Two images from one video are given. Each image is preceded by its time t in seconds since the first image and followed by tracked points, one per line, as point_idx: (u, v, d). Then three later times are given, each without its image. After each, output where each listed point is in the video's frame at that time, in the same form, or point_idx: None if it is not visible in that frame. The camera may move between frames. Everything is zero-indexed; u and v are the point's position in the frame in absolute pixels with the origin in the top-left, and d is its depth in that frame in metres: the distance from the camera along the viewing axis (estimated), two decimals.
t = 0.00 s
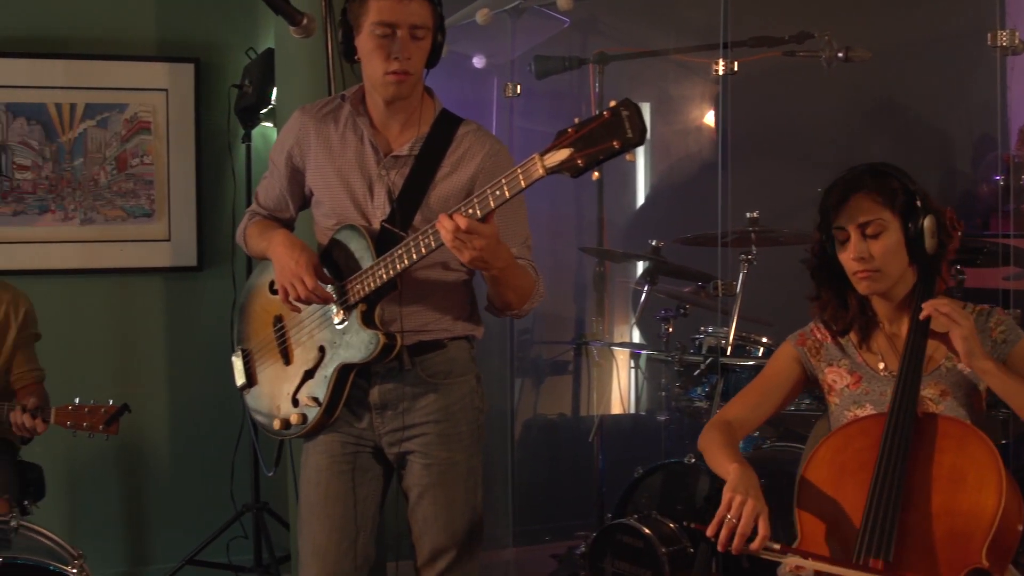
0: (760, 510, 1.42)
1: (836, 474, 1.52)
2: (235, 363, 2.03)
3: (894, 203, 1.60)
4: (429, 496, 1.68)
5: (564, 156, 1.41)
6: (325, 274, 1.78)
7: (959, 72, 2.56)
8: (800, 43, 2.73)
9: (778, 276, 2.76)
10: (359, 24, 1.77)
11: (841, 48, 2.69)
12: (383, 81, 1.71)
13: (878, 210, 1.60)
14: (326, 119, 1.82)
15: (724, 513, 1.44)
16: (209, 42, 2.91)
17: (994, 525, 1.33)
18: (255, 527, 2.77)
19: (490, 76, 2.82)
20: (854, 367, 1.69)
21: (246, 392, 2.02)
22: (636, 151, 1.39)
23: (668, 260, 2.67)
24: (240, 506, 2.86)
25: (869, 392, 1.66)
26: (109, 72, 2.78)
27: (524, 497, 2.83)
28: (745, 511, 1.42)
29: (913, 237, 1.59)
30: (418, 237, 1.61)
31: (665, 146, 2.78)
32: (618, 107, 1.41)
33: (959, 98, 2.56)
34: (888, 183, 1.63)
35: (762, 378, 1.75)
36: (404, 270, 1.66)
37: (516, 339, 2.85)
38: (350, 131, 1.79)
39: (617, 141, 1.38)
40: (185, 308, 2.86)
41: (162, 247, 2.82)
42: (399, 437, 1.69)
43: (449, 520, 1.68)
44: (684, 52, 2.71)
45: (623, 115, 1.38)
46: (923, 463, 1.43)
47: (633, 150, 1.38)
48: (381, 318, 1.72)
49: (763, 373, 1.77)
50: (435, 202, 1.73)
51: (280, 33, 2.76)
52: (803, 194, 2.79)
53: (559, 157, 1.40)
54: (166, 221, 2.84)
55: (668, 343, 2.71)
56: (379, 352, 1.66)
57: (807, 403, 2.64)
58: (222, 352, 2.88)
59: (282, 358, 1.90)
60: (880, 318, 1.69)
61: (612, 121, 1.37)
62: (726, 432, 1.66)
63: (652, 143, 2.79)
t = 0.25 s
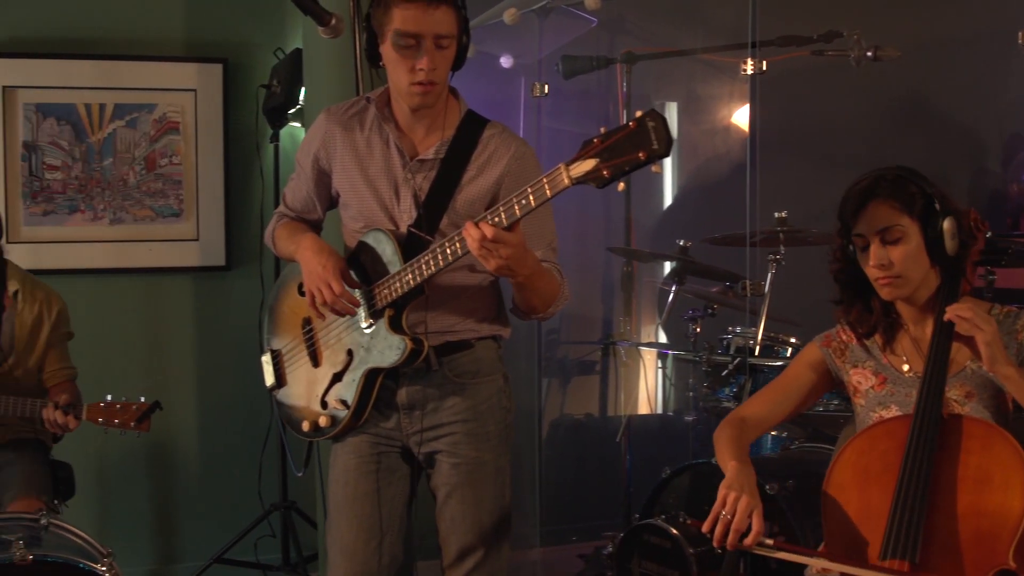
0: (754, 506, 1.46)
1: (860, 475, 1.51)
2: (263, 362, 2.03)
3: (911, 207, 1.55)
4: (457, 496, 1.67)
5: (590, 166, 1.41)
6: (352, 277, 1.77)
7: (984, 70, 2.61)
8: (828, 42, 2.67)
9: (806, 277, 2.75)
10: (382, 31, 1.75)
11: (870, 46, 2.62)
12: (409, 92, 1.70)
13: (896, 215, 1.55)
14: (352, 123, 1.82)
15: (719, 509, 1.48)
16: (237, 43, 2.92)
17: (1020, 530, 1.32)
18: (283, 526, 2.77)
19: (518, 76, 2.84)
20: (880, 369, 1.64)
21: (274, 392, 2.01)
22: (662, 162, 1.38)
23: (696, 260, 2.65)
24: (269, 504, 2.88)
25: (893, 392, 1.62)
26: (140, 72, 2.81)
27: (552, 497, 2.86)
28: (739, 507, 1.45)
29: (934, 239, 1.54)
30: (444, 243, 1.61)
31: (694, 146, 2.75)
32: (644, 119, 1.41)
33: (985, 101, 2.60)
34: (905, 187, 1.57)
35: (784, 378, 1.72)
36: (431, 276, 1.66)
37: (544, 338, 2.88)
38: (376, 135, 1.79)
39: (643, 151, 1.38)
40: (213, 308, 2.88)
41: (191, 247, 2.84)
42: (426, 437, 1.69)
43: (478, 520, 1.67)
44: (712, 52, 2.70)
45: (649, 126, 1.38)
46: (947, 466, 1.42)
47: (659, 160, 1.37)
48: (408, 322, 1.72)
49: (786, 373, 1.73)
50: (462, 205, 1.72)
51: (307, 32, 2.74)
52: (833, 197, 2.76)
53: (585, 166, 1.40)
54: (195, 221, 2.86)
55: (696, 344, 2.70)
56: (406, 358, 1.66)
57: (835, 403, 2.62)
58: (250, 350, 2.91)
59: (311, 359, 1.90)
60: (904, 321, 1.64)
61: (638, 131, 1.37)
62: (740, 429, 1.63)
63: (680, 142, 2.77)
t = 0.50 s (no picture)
0: (755, 497, 1.50)
1: (894, 477, 1.48)
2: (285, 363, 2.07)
3: (956, 209, 1.55)
4: (477, 496, 1.68)
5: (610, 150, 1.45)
6: (372, 274, 1.78)
7: None
8: (853, 41, 2.68)
9: (832, 278, 2.61)
10: (405, 29, 1.76)
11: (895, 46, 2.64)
12: (431, 87, 1.71)
13: (940, 217, 1.55)
14: (374, 120, 1.83)
15: (720, 499, 1.53)
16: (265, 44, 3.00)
17: None
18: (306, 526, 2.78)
19: (542, 76, 2.94)
20: (914, 368, 1.63)
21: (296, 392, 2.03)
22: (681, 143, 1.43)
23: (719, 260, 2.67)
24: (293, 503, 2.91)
25: (927, 392, 1.61)
26: (166, 73, 2.89)
27: (576, 498, 2.92)
28: (739, 498, 1.50)
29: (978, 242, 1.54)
30: (464, 238, 1.61)
31: (717, 146, 2.75)
32: (660, 104, 1.45)
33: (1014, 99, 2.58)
34: (949, 189, 1.57)
35: (812, 370, 1.74)
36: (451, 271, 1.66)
37: (567, 337, 2.98)
38: (397, 131, 1.80)
39: (662, 134, 1.42)
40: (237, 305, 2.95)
41: (214, 246, 2.92)
42: (447, 437, 1.69)
43: (498, 520, 1.68)
44: (736, 50, 2.65)
45: (666, 109, 1.42)
46: (984, 470, 1.39)
47: (678, 141, 1.42)
48: (429, 319, 1.73)
49: (814, 365, 1.76)
50: (483, 200, 1.73)
51: (331, 33, 2.77)
52: (855, 194, 2.73)
53: (606, 149, 1.44)
54: (218, 221, 2.94)
55: (719, 344, 2.67)
56: (427, 352, 1.66)
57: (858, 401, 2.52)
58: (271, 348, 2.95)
59: (332, 358, 1.91)
60: (940, 321, 1.63)
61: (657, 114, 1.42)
62: (756, 417, 1.69)
63: (701, 141, 2.78)
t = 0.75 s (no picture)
0: (743, 489, 1.46)
1: (939, 477, 1.47)
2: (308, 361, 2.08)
3: None
4: (501, 496, 1.67)
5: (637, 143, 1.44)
6: (399, 269, 1.79)
7: None
8: (881, 40, 2.53)
9: (861, 279, 2.54)
10: (430, 28, 1.77)
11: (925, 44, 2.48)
12: (456, 84, 1.71)
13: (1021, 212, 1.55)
14: (399, 117, 1.84)
15: (706, 489, 1.48)
16: (291, 43, 3.09)
17: None
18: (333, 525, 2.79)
19: (569, 74, 2.96)
20: (959, 367, 1.62)
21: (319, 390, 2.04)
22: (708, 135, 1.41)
23: (747, 259, 2.69)
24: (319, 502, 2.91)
25: (973, 393, 1.59)
26: (193, 75, 2.97)
27: (603, 497, 2.92)
28: (726, 490, 1.45)
29: None
30: (488, 233, 1.61)
31: (744, 145, 2.76)
32: (686, 97, 1.44)
33: None
34: None
35: (852, 360, 1.73)
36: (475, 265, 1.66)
37: (595, 338, 2.98)
38: (423, 128, 1.80)
39: (689, 126, 1.41)
40: (265, 302, 3.05)
41: (243, 246, 3.02)
42: (471, 436, 1.69)
43: (521, 520, 1.68)
44: (764, 49, 2.66)
45: (693, 102, 1.41)
46: None
47: (705, 133, 1.41)
48: (454, 315, 1.73)
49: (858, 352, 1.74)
50: (507, 197, 1.73)
51: (358, 35, 2.80)
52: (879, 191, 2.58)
53: (633, 142, 1.43)
54: (246, 220, 3.02)
55: (747, 344, 2.67)
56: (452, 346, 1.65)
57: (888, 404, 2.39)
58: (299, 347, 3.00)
59: (356, 355, 1.92)
60: (992, 320, 1.61)
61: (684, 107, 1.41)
62: (790, 400, 1.70)
63: (729, 140, 2.79)
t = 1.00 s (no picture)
0: (783, 489, 1.37)
1: (979, 478, 1.43)
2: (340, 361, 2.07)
3: None
4: (530, 496, 1.67)
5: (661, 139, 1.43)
6: (428, 267, 1.78)
7: None
8: (913, 39, 2.54)
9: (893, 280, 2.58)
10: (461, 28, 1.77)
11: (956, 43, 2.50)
12: (486, 85, 1.71)
13: None
14: (430, 118, 1.84)
15: (744, 488, 1.39)
16: (322, 44, 3.10)
17: None
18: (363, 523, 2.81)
19: (598, 74, 2.89)
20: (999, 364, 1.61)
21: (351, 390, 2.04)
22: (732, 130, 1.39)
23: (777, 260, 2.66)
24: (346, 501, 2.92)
25: (1014, 392, 1.59)
26: (226, 74, 2.99)
27: (630, 492, 2.89)
28: (765, 490, 1.37)
29: None
30: (517, 231, 1.60)
31: (774, 144, 2.74)
32: (712, 93, 1.42)
33: None
34: None
35: (888, 340, 1.66)
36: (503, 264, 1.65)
37: (624, 341, 2.89)
38: (453, 129, 1.81)
39: (713, 121, 1.39)
40: (293, 301, 3.07)
41: (272, 245, 3.03)
42: (500, 436, 1.69)
43: (551, 519, 1.68)
44: (795, 48, 2.66)
45: (718, 97, 1.40)
46: None
47: (729, 128, 1.39)
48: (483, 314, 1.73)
49: (891, 331, 1.68)
50: (536, 196, 1.72)
51: (389, 33, 2.78)
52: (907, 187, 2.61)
53: (657, 138, 1.42)
54: (276, 220, 3.04)
55: (777, 344, 2.67)
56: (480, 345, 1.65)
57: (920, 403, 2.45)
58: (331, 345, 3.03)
59: (387, 357, 1.90)
60: None
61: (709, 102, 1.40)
62: (819, 374, 1.59)
63: (758, 139, 2.76)
